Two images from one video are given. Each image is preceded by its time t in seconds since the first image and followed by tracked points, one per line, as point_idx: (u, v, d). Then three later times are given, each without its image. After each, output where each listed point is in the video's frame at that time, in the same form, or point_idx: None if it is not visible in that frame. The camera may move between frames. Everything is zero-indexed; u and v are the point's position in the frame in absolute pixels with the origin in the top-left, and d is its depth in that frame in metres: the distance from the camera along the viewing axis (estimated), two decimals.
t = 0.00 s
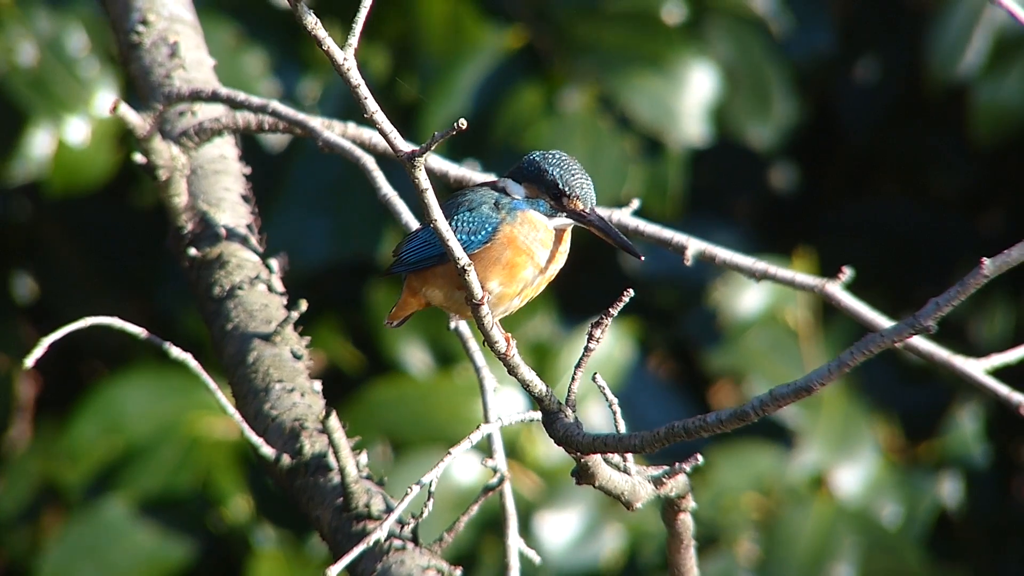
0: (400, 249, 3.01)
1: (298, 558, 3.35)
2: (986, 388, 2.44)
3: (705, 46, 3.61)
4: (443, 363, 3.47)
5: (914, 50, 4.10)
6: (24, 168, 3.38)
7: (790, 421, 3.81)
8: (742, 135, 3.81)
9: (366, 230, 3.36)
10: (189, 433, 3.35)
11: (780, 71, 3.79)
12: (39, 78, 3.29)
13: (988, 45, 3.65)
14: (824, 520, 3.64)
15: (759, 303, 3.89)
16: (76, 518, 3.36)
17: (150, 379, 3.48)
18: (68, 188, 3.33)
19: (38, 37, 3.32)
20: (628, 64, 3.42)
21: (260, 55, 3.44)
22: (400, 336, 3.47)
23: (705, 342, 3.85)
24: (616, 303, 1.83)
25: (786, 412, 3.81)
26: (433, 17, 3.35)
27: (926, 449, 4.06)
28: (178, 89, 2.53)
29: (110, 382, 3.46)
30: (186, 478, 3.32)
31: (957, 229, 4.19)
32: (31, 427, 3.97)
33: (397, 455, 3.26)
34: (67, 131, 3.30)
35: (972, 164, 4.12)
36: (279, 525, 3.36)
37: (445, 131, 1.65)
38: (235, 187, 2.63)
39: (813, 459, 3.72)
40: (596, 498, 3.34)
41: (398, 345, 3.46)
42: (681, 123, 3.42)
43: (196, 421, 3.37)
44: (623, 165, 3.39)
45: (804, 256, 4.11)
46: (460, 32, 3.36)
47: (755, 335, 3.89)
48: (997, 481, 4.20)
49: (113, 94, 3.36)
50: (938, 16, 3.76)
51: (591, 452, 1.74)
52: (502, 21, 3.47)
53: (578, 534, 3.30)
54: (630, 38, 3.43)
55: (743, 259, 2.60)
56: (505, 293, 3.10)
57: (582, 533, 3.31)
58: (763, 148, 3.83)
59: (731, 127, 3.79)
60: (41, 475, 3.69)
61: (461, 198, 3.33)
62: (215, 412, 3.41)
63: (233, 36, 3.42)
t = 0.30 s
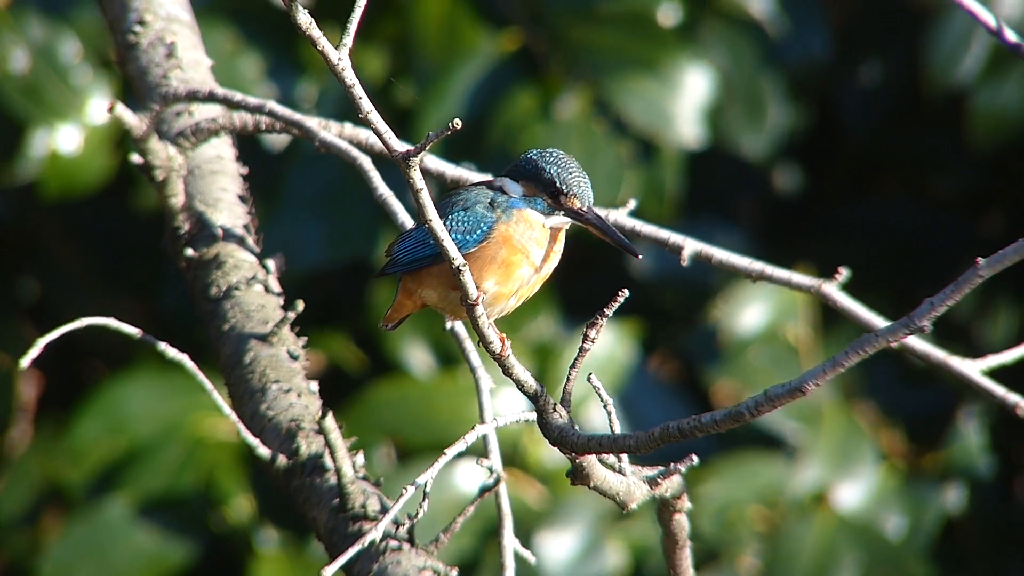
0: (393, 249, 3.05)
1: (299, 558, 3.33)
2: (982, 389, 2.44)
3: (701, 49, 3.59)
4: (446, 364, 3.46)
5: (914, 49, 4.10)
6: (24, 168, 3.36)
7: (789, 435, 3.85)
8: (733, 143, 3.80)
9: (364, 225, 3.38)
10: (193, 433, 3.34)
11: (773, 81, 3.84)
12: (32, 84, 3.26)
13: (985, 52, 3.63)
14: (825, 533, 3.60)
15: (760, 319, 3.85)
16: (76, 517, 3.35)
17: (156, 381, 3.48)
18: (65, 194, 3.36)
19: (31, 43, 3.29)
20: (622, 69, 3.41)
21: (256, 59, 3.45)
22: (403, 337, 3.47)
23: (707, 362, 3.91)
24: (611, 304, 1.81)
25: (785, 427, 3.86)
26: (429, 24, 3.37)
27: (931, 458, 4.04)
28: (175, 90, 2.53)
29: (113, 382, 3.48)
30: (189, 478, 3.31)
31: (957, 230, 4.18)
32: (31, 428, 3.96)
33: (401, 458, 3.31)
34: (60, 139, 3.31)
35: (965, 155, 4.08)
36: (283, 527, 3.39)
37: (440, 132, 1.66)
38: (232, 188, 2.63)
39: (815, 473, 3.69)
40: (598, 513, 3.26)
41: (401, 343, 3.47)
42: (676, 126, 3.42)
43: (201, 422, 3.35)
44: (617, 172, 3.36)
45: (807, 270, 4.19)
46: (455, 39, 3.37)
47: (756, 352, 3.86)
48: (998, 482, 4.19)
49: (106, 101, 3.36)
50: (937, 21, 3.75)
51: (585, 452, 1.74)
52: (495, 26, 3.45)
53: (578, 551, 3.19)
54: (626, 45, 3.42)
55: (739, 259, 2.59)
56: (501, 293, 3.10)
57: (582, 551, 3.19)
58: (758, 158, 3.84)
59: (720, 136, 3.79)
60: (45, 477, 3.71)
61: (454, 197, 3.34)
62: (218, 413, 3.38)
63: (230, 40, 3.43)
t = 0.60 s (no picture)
0: (388, 248, 2.98)
1: (300, 557, 3.28)
2: (979, 388, 2.44)
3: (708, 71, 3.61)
4: (447, 362, 3.44)
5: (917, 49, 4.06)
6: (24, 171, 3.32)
7: (814, 429, 3.82)
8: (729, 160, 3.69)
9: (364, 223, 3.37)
10: (195, 433, 3.34)
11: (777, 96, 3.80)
12: (28, 98, 3.27)
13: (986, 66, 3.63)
14: (845, 529, 3.56)
15: (784, 314, 3.91)
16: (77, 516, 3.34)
17: (160, 380, 3.48)
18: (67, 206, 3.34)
19: (28, 57, 3.31)
20: (632, 91, 3.40)
21: (261, 76, 3.43)
22: (404, 335, 3.45)
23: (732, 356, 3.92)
24: (605, 304, 1.82)
25: (810, 421, 3.83)
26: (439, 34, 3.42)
27: (934, 457, 4.08)
28: (172, 90, 2.53)
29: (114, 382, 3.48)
30: (192, 476, 3.30)
31: (961, 231, 4.13)
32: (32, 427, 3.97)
33: (404, 457, 3.31)
34: (56, 152, 3.29)
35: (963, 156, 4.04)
36: (284, 526, 3.32)
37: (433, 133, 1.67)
38: (229, 188, 2.63)
39: (836, 467, 3.72)
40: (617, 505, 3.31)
41: (403, 342, 3.44)
42: (688, 146, 3.41)
43: (202, 422, 3.36)
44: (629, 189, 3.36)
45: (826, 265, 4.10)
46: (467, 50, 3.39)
47: (780, 345, 3.89)
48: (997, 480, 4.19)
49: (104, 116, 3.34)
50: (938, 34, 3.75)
51: (580, 453, 1.75)
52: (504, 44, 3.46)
53: (602, 540, 3.26)
54: (632, 66, 3.41)
55: (736, 259, 2.59)
56: (495, 293, 3.11)
57: (606, 539, 3.27)
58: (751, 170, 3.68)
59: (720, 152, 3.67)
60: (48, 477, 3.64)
61: (449, 197, 3.35)
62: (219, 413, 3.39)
63: (235, 56, 3.41)
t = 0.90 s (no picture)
0: (382, 247, 3.04)
1: (300, 557, 3.28)
2: (975, 387, 2.44)
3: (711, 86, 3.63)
4: (448, 362, 3.45)
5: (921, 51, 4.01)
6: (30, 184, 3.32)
7: (827, 434, 3.75)
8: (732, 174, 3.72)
9: (365, 221, 3.35)
10: (199, 433, 3.35)
11: (773, 114, 3.75)
12: (43, 123, 3.26)
13: (988, 82, 3.59)
14: (858, 532, 3.51)
15: (798, 321, 3.85)
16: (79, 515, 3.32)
17: (164, 379, 3.50)
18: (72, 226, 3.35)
19: (43, 82, 3.30)
20: (638, 106, 3.41)
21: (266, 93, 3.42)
22: (407, 334, 3.44)
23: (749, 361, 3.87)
24: (600, 303, 1.82)
25: (823, 426, 3.76)
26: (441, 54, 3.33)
27: (939, 459, 4.01)
28: (170, 89, 2.53)
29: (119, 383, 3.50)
30: (196, 476, 3.30)
31: (960, 228, 4.08)
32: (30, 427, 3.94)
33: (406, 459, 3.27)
34: (71, 175, 3.30)
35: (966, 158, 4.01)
36: (287, 526, 3.33)
37: (428, 130, 1.68)
38: (226, 187, 2.62)
39: (849, 472, 3.64)
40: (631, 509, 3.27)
41: (405, 343, 3.44)
42: (694, 159, 3.45)
43: (205, 423, 3.37)
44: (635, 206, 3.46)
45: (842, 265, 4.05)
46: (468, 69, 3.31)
47: (794, 350, 3.83)
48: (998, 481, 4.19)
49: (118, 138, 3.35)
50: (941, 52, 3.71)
51: (575, 452, 1.74)
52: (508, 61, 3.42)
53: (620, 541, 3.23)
54: (638, 80, 3.41)
55: (733, 258, 2.59)
56: (490, 292, 3.09)
57: (623, 541, 3.24)
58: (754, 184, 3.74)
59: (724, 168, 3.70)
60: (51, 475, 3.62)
61: (441, 196, 3.30)
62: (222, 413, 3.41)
63: (240, 73, 3.41)
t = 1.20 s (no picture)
0: (382, 243, 3.06)
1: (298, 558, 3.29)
2: (976, 386, 2.44)
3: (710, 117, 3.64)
4: (451, 361, 3.45)
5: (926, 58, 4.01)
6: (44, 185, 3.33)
7: (838, 439, 3.69)
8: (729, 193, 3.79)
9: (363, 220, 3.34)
10: (202, 434, 3.34)
11: (767, 134, 3.82)
12: (48, 141, 3.23)
13: (999, 77, 3.58)
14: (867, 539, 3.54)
15: (811, 326, 3.81)
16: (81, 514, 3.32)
17: (169, 381, 3.46)
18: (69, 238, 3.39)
19: (48, 99, 3.26)
20: (643, 139, 3.37)
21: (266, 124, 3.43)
22: (408, 335, 3.45)
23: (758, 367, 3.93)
24: (598, 300, 1.83)
25: (834, 431, 3.70)
26: (445, 81, 3.36)
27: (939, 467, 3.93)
28: (169, 88, 2.53)
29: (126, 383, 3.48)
30: (198, 476, 3.31)
31: (960, 228, 4.01)
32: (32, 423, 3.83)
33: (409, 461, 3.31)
34: (80, 191, 3.31)
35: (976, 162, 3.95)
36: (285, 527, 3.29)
37: (427, 128, 1.67)
38: (225, 186, 2.62)
39: (862, 478, 3.58)
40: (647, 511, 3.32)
41: (407, 343, 3.44)
42: (697, 196, 3.42)
43: (209, 424, 3.35)
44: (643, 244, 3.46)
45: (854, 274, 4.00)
46: (474, 97, 3.32)
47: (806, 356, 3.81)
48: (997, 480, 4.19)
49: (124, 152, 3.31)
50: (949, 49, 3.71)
51: (574, 449, 1.75)
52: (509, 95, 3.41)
53: (632, 546, 3.27)
54: (645, 116, 3.37)
55: (732, 257, 2.59)
56: (489, 290, 3.10)
57: (636, 546, 3.28)
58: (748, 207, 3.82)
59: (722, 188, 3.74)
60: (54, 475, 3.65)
61: (441, 192, 3.30)
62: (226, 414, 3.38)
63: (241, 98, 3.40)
